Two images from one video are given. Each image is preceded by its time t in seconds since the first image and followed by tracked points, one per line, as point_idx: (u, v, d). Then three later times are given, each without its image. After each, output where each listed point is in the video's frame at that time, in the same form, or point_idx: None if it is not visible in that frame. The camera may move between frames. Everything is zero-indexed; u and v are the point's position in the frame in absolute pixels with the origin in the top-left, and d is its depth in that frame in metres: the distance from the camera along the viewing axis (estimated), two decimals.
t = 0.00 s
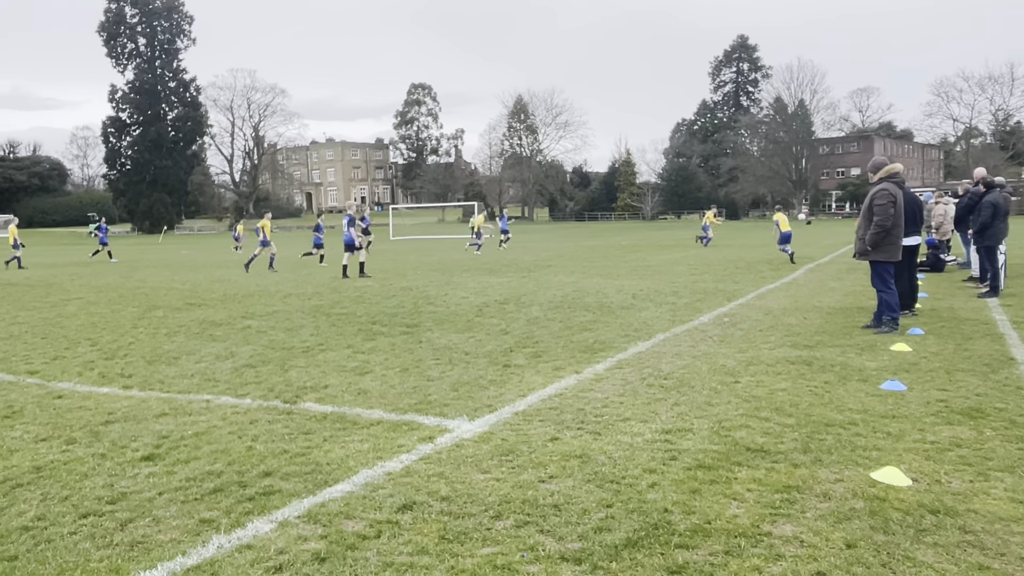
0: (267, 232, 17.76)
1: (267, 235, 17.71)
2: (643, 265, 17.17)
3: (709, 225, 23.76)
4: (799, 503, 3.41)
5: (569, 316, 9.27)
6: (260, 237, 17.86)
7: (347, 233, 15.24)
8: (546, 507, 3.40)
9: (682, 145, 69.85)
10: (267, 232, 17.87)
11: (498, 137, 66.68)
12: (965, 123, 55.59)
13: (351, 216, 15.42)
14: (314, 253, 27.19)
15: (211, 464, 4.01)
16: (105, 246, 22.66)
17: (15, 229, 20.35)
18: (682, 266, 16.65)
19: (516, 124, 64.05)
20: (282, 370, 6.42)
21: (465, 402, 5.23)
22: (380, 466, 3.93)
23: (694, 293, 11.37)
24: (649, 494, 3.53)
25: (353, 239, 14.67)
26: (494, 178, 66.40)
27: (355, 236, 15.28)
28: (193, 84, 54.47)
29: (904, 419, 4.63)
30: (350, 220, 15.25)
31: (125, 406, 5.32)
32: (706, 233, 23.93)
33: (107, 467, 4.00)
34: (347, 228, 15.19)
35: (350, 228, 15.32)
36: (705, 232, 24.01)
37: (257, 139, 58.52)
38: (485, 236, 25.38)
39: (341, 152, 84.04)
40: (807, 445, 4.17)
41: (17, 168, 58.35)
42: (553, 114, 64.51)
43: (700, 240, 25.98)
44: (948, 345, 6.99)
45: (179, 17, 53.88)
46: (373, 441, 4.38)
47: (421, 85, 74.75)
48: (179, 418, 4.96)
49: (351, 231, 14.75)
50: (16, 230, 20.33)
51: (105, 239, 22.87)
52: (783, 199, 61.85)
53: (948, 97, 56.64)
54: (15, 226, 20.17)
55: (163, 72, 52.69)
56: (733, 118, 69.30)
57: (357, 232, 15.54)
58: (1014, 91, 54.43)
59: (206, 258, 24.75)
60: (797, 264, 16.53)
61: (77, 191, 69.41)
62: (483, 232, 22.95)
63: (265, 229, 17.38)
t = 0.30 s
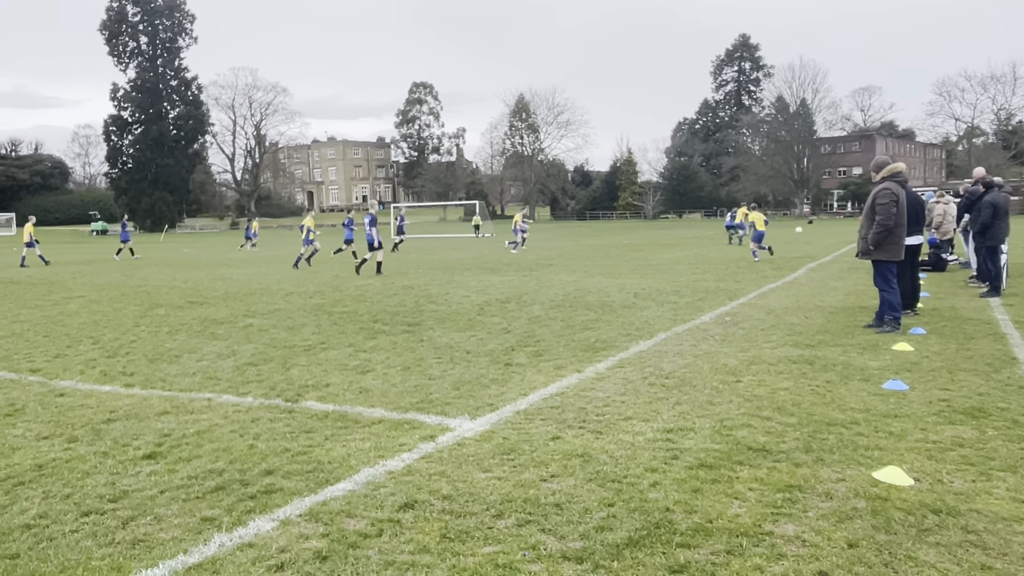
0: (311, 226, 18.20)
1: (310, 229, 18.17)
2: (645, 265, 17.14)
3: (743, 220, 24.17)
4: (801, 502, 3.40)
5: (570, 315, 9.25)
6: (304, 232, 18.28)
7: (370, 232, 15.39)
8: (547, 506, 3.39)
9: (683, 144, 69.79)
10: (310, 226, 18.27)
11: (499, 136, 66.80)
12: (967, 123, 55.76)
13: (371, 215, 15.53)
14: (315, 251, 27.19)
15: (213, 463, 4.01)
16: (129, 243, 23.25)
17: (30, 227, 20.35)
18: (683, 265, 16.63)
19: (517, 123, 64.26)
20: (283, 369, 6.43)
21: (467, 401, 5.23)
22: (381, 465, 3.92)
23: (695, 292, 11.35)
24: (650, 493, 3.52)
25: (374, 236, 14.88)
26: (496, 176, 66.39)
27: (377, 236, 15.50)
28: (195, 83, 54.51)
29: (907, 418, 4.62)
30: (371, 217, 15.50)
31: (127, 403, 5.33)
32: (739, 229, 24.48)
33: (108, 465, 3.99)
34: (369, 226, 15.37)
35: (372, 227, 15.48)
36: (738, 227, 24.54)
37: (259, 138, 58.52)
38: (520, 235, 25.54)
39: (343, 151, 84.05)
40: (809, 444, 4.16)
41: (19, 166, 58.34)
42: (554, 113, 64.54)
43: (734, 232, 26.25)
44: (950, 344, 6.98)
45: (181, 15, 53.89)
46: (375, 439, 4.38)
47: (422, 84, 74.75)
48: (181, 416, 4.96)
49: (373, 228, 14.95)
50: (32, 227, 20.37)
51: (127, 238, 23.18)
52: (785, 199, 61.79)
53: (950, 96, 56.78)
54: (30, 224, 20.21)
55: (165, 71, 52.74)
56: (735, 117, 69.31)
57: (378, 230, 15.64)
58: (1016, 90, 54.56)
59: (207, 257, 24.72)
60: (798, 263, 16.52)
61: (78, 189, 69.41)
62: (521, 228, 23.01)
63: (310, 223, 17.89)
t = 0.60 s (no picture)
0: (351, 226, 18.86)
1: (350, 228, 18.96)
2: (646, 265, 17.14)
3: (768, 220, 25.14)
4: (802, 502, 3.40)
5: (571, 315, 9.25)
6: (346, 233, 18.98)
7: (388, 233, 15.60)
8: (547, 506, 3.39)
9: (685, 144, 69.78)
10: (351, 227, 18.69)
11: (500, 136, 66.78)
12: (968, 123, 55.67)
13: (388, 215, 15.53)
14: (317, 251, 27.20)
15: (214, 462, 4.01)
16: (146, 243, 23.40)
17: (47, 226, 20.51)
18: (685, 265, 16.61)
19: (517, 123, 64.24)
20: (285, 369, 6.43)
21: (468, 401, 5.23)
22: (382, 465, 3.92)
23: (697, 292, 11.33)
24: (651, 493, 3.52)
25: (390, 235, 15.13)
26: (497, 176, 66.36)
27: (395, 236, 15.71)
28: (197, 83, 54.53)
29: (908, 419, 4.62)
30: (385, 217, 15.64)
31: (128, 403, 5.33)
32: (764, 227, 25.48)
33: (109, 465, 3.99)
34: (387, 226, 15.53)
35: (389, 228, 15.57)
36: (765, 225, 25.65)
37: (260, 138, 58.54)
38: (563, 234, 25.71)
39: (344, 151, 84.08)
40: (810, 444, 4.16)
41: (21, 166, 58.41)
42: (555, 113, 64.56)
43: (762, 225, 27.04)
44: (951, 344, 6.97)
45: (182, 15, 53.89)
46: (376, 439, 4.38)
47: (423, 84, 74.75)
48: (182, 416, 4.96)
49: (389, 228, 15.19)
50: (49, 226, 20.57)
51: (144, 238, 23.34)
52: (786, 199, 61.74)
53: (952, 96, 56.66)
54: (48, 222, 20.39)
55: (166, 71, 52.75)
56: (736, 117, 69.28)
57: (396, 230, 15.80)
58: (1017, 91, 54.45)
59: (209, 256, 24.71)
60: (799, 263, 16.52)
61: (79, 189, 69.47)
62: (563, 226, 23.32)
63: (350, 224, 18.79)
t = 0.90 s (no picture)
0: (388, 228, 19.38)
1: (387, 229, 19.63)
2: (647, 264, 17.13)
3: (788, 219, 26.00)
4: (803, 502, 3.39)
5: (572, 315, 9.24)
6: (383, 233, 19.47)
7: (405, 231, 15.64)
8: (548, 505, 3.39)
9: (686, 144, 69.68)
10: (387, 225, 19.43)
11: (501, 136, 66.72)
12: (969, 122, 55.51)
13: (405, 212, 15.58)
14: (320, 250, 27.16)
15: (214, 462, 4.01)
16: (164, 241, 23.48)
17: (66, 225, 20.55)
18: (686, 265, 16.59)
19: (518, 123, 64.19)
20: (285, 368, 6.43)
21: (468, 401, 5.23)
22: (382, 465, 3.92)
23: (698, 292, 11.31)
24: (651, 493, 3.52)
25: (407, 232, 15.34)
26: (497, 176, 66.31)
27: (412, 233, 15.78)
28: (197, 82, 54.54)
29: (909, 418, 4.62)
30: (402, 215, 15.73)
31: (129, 403, 5.33)
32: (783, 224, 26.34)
33: (110, 465, 4.00)
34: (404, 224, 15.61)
35: (407, 224, 15.59)
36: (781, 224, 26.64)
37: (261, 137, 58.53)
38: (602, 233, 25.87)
39: (345, 150, 84.11)
40: (810, 445, 4.16)
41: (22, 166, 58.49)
42: (556, 113, 64.53)
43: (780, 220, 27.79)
44: (952, 344, 6.96)
45: (183, 15, 53.93)
46: (376, 439, 4.38)
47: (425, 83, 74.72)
48: (182, 415, 4.97)
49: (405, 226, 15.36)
50: (67, 226, 20.58)
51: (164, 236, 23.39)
52: (787, 199, 61.66)
53: (953, 96, 56.51)
54: (65, 220, 20.41)
55: (167, 71, 52.76)
56: (737, 117, 69.23)
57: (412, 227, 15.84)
58: (1018, 91, 54.31)
59: (210, 256, 24.72)
60: (800, 263, 16.52)
61: (80, 189, 69.55)
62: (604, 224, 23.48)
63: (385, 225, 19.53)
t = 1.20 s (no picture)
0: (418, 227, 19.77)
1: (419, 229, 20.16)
2: (648, 264, 17.13)
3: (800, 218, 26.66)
4: (804, 502, 3.39)
5: (573, 315, 9.23)
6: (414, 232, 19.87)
7: (421, 233, 15.72)
8: (550, 505, 3.39)
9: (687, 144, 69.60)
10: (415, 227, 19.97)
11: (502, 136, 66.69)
12: (970, 122, 55.45)
13: (423, 215, 15.60)
14: (322, 251, 27.20)
15: (216, 462, 4.02)
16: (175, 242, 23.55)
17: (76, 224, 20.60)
18: (687, 265, 16.59)
19: (519, 123, 64.20)
20: (286, 369, 6.43)
21: (469, 401, 5.23)
22: (383, 465, 3.92)
23: (699, 292, 11.31)
24: (652, 493, 3.52)
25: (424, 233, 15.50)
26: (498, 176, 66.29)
27: (429, 235, 15.84)
28: (198, 83, 54.59)
29: (910, 418, 4.61)
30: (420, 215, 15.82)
31: (130, 403, 5.33)
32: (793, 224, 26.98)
33: (111, 465, 4.00)
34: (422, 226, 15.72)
35: (424, 226, 15.67)
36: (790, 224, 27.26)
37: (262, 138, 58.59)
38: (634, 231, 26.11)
39: (346, 151, 84.20)
40: (812, 445, 4.15)
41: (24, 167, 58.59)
42: (557, 113, 64.55)
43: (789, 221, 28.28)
44: (953, 344, 6.95)
45: (184, 16, 54.01)
46: (377, 439, 4.38)
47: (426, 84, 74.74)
48: (184, 416, 4.97)
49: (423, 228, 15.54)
50: (77, 225, 20.62)
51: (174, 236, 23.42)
52: (788, 199, 61.61)
53: (954, 96, 56.46)
54: (76, 220, 20.48)
55: (168, 71, 52.81)
56: (738, 117, 69.23)
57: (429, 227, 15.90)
58: (1019, 90, 54.26)
59: (212, 256, 24.77)
60: (800, 262, 16.53)
61: (82, 189, 69.65)
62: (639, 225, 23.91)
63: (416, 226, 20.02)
